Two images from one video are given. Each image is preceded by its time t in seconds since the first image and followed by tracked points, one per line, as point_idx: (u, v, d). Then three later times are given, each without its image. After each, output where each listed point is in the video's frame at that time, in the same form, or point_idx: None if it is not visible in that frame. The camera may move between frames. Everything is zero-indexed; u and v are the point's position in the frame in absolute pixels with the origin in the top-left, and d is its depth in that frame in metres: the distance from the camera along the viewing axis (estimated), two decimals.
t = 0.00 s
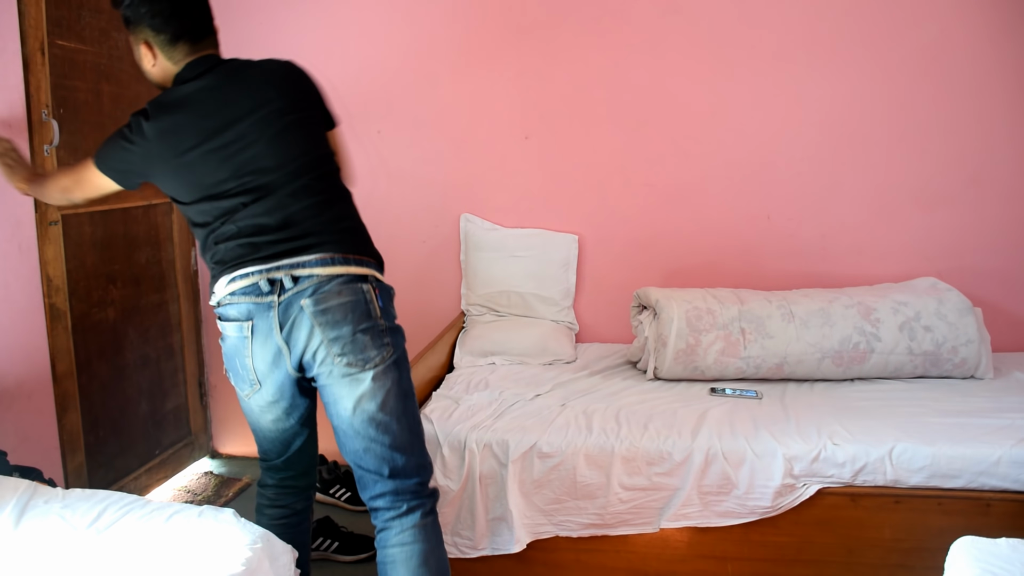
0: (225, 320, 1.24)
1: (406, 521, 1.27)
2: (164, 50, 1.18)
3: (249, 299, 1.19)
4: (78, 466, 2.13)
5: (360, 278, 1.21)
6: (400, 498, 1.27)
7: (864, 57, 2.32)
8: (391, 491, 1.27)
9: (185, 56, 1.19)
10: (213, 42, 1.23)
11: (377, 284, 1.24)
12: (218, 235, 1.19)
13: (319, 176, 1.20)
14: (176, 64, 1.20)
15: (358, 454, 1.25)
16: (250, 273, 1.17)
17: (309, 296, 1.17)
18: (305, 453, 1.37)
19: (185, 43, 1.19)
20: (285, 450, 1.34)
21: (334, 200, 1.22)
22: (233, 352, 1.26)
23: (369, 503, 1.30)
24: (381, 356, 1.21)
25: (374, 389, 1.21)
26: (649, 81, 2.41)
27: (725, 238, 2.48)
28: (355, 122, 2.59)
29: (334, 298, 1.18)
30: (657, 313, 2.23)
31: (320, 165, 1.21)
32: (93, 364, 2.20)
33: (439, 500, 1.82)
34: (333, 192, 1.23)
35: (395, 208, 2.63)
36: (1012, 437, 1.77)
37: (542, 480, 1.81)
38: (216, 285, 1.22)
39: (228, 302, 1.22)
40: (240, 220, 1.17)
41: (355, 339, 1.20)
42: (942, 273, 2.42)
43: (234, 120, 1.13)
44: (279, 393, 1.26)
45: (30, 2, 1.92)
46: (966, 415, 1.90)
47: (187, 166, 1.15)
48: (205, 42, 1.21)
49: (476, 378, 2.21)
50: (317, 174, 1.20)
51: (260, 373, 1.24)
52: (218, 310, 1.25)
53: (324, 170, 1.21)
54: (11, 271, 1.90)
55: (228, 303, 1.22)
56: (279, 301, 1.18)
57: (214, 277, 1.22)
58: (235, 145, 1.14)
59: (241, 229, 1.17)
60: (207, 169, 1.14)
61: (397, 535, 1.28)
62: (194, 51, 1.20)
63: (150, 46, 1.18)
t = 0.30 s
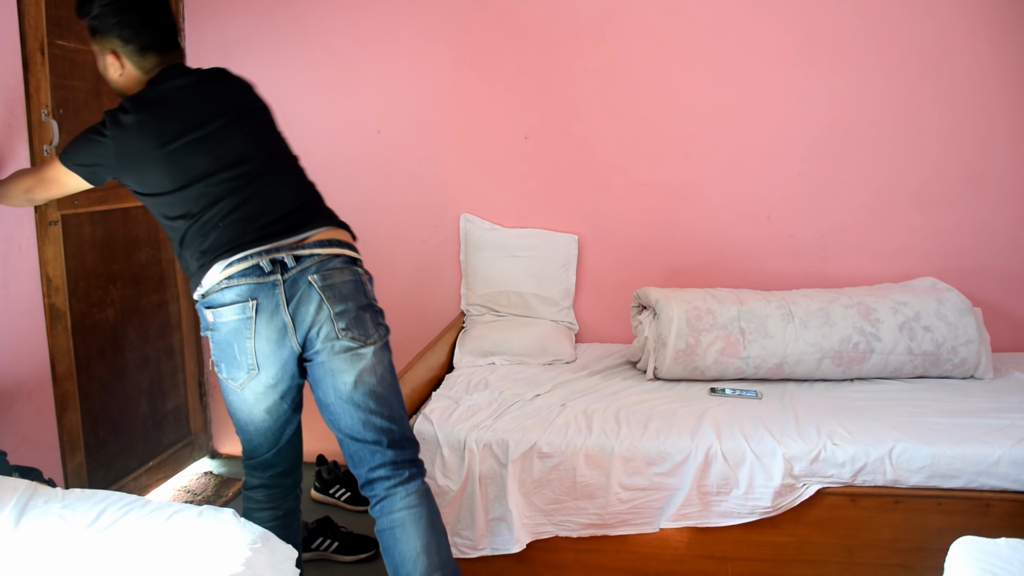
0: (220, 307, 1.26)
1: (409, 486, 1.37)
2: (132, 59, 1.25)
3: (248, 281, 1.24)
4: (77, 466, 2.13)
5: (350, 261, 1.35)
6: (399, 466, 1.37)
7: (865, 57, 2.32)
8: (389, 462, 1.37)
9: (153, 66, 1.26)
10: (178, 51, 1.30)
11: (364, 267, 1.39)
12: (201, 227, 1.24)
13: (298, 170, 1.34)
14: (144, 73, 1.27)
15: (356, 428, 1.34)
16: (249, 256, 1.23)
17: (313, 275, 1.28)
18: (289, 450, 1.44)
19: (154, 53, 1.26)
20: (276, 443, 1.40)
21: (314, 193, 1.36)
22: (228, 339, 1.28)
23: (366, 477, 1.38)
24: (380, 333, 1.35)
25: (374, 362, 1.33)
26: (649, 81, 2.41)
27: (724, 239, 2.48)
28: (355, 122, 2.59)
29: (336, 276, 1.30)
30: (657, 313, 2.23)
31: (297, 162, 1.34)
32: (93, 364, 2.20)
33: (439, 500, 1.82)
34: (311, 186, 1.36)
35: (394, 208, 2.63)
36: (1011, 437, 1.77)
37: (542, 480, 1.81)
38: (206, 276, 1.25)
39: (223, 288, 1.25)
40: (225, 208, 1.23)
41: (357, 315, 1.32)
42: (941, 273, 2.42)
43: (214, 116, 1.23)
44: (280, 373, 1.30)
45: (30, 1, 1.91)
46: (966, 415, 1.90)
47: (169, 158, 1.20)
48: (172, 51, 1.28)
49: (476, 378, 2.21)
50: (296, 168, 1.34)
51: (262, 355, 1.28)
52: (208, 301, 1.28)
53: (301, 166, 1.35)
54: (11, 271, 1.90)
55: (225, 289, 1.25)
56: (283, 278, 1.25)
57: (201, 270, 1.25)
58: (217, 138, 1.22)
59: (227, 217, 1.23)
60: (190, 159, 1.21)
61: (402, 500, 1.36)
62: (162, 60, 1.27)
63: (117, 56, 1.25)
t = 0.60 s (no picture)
0: (213, 303, 1.30)
1: (408, 467, 1.42)
2: (103, 63, 1.31)
3: (239, 275, 1.28)
4: (78, 467, 2.13)
5: (335, 255, 1.42)
6: (397, 448, 1.42)
7: (865, 57, 2.32)
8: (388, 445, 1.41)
9: (125, 69, 1.33)
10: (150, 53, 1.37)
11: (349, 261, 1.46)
12: (186, 223, 1.29)
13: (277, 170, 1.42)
14: (118, 75, 1.33)
15: (352, 414, 1.38)
16: (238, 251, 1.28)
17: (304, 267, 1.33)
18: (281, 446, 1.45)
19: (126, 56, 1.32)
20: (267, 440, 1.41)
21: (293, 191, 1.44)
22: (220, 334, 1.31)
23: (364, 462, 1.41)
24: (369, 322, 1.41)
25: (366, 349, 1.39)
26: (649, 81, 2.41)
27: (724, 239, 2.48)
28: (355, 122, 2.59)
29: (326, 268, 1.37)
30: (656, 313, 2.23)
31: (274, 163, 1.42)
32: (93, 364, 2.20)
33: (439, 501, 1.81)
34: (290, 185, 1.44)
35: (394, 208, 2.63)
36: (1011, 437, 1.77)
37: (542, 480, 1.82)
38: (195, 273, 1.29)
39: (213, 284, 1.29)
40: (210, 204, 1.29)
41: (347, 305, 1.38)
42: (941, 274, 2.42)
43: (197, 115, 1.31)
44: (273, 365, 1.34)
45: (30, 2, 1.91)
46: (966, 415, 1.90)
47: (156, 153, 1.27)
48: (143, 54, 1.35)
49: (475, 378, 2.21)
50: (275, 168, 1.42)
51: (255, 347, 1.31)
52: (198, 298, 1.31)
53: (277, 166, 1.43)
54: (10, 272, 1.90)
55: (216, 284, 1.29)
56: (274, 271, 1.30)
57: (189, 267, 1.30)
58: (201, 136, 1.30)
59: (212, 212, 1.29)
60: (176, 155, 1.28)
61: (402, 480, 1.40)
62: (135, 63, 1.34)
63: (89, 61, 1.31)
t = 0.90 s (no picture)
0: (211, 301, 1.30)
1: (411, 458, 1.42)
2: (95, 60, 1.31)
3: (235, 273, 1.28)
4: (94, 467, 2.15)
5: (333, 249, 1.42)
6: (400, 441, 1.42)
7: (865, 57, 2.32)
8: (391, 436, 1.41)
9: (116, 64, 1.33)
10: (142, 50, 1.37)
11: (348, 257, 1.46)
12: (184, 223, 1.30)
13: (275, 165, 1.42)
14: (110, 71, 1.33)
15: (354, 408, 1.39)
16: (233, 249, 1.28)
17: (299, 263, 1.33)
18: (281, 444, 1.45)
19: (118, 52, 1.32)
20: (267, 438, 1.41)
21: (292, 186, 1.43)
22: (219, 331, 1.31)
23: (368, 454, 1.41)
24: (367, 316, 1.40)
25: (365, 344, 1.39)
26: (649, 81, 2.41)
27: (723, 239, 2.48)
28: (355, 122, 2.59)
29: (322, 262, 1.36)
30: (656, 313, 2.23)
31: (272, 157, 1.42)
32: (106, 368, 2.21)
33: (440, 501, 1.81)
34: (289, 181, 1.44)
35: (394, 208, 2.63)
36: (1011, 437, 1.77)
37: (542, 480, 1.82)
38: (193, 273, 1.30)
39: (210, 283, 1.29)
40: (207, 203, 1.29)
41: (345, 300, 1.38)
42: (940, 273, 2.42)
43: (192, 112, 1.31)
44: (272, 361, 1.34)
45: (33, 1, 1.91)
46: (965, 415, 1.90)
47: (153, 152, 1.27)
48: (135, 50, 1.35)
49: (475, 378, 2.21)
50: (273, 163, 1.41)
51: (253, 344, 1.31)
52: (197, 297, 1.31)
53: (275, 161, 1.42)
54: (11, 272, 1.90)
55: (213, 283, 1.29)
56: (269, 268, 1.31)
57: (187, 267, 1.30)
58: (196, 134, 1.30)
59: (209, 211, 1.29)
60: (172, 154, 1.27)
61: (405, 472, 1.40)
62: (127, 59, 1.34)
63: (81, 59, 1.31)
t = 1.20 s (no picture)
0: (211, 300, 1.30)
1: (414, 455, 1.42)
2: (92, 62, 1.31)
3: (236, 273, 1.28)
4: (106, 468, 2.15)
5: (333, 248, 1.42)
6: (401, 439, 1.42)
7: (865, 56, 2.32)
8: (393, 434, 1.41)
9: (112, 65, 1.33)
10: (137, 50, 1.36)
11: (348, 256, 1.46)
12: (184, 223, 1.30)
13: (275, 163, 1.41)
14: (106, 72, 1.33)
15: (356, 407, 1.39)
16: (235, 249, 1.28)
17: (300, 263, 1.33)
18: (281, 443, 1.45)
19: (114, 52, 1.32)
20: (268, 437, 1.41)
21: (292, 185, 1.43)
22: (219, 330, 1.31)
23: (370, 452, 1.42)
24: (368, 315, 1.40)
25: (366, 343, 1.39)
26: (649, 81, 2.41)
27: (723, 238, 2.48)
28: (355, 122, 2.59)
29: (323, 262, 1.36)
30: (656, 313, 2.23)
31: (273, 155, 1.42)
32: (116, 368, 2.20)
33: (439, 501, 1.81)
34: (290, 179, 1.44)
35: (394, 208, 2.63)
36: (1010, 437, 1.77)
37: (542, 480, 1.82)
38: (193, 273, 1.30)
39: (211, 282, 1.29)
40: (207, 203, 1.29)
41: (346, 299, 1.38)
42: (940, 273, 2.42)
43: (191, 112, 1.30)
44: (273, 360, 1.34)
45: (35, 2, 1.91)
46: (965, 415, 1.90)
47: (152, 153, 1.27)
48: (131, 51, 1.35)
49: (475, 378, 2.21)
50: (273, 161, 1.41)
51: (254, 343, 1.31)
52: (198, 296, 1.31)
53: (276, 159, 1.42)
54: (12, 272, 1.90)
55: (213, 282, 1.29)
56: (270, 268, 1.31)
57: (187, 267, 1.30)
58: (195, 134, 1.30)
59: (210, 211, 1.29)
60: (171, 154, 1.27)
61: (407, 469, 1.41)
62: (123, 59, 1.34)
63: (77, 60, 1.31)
